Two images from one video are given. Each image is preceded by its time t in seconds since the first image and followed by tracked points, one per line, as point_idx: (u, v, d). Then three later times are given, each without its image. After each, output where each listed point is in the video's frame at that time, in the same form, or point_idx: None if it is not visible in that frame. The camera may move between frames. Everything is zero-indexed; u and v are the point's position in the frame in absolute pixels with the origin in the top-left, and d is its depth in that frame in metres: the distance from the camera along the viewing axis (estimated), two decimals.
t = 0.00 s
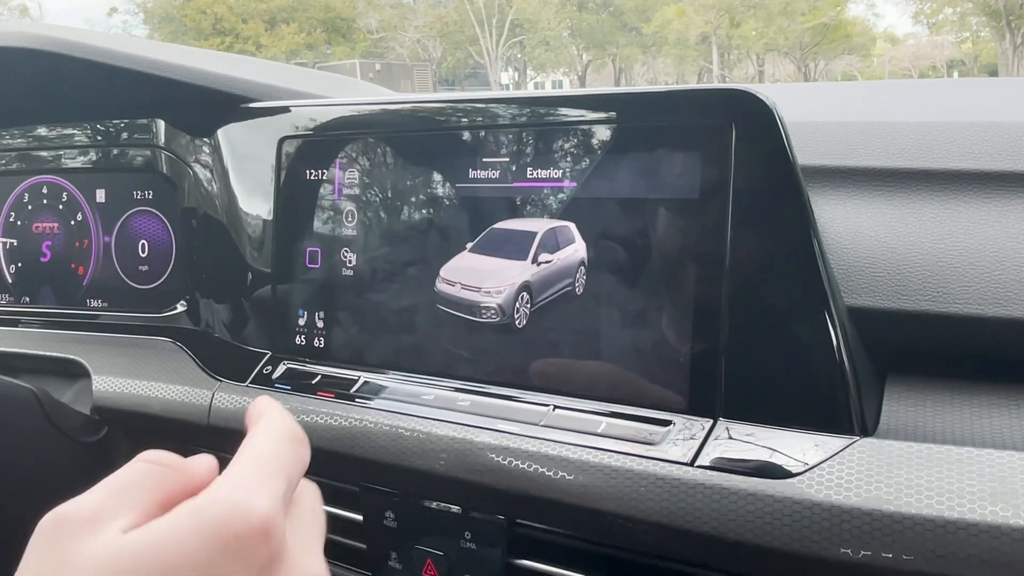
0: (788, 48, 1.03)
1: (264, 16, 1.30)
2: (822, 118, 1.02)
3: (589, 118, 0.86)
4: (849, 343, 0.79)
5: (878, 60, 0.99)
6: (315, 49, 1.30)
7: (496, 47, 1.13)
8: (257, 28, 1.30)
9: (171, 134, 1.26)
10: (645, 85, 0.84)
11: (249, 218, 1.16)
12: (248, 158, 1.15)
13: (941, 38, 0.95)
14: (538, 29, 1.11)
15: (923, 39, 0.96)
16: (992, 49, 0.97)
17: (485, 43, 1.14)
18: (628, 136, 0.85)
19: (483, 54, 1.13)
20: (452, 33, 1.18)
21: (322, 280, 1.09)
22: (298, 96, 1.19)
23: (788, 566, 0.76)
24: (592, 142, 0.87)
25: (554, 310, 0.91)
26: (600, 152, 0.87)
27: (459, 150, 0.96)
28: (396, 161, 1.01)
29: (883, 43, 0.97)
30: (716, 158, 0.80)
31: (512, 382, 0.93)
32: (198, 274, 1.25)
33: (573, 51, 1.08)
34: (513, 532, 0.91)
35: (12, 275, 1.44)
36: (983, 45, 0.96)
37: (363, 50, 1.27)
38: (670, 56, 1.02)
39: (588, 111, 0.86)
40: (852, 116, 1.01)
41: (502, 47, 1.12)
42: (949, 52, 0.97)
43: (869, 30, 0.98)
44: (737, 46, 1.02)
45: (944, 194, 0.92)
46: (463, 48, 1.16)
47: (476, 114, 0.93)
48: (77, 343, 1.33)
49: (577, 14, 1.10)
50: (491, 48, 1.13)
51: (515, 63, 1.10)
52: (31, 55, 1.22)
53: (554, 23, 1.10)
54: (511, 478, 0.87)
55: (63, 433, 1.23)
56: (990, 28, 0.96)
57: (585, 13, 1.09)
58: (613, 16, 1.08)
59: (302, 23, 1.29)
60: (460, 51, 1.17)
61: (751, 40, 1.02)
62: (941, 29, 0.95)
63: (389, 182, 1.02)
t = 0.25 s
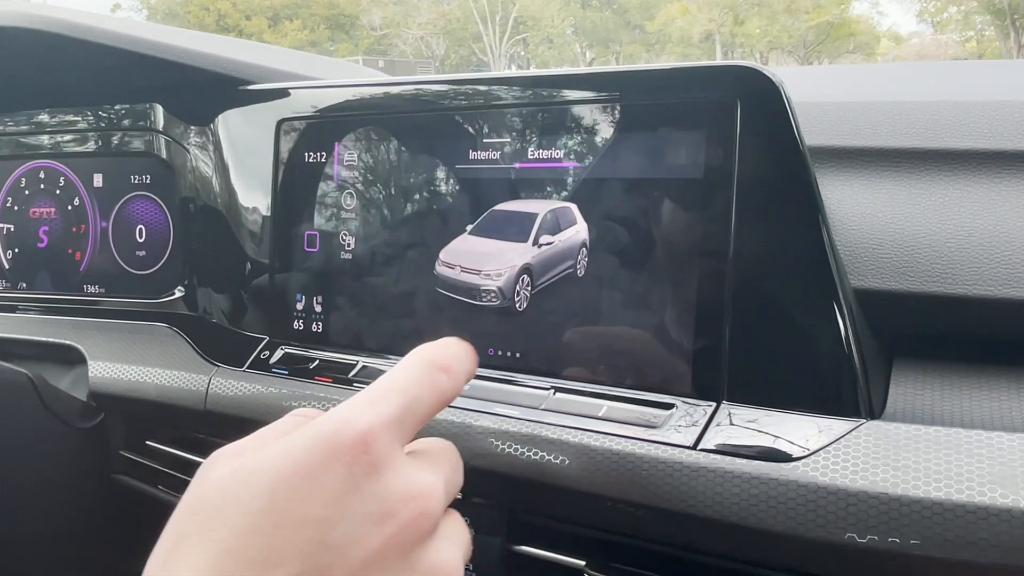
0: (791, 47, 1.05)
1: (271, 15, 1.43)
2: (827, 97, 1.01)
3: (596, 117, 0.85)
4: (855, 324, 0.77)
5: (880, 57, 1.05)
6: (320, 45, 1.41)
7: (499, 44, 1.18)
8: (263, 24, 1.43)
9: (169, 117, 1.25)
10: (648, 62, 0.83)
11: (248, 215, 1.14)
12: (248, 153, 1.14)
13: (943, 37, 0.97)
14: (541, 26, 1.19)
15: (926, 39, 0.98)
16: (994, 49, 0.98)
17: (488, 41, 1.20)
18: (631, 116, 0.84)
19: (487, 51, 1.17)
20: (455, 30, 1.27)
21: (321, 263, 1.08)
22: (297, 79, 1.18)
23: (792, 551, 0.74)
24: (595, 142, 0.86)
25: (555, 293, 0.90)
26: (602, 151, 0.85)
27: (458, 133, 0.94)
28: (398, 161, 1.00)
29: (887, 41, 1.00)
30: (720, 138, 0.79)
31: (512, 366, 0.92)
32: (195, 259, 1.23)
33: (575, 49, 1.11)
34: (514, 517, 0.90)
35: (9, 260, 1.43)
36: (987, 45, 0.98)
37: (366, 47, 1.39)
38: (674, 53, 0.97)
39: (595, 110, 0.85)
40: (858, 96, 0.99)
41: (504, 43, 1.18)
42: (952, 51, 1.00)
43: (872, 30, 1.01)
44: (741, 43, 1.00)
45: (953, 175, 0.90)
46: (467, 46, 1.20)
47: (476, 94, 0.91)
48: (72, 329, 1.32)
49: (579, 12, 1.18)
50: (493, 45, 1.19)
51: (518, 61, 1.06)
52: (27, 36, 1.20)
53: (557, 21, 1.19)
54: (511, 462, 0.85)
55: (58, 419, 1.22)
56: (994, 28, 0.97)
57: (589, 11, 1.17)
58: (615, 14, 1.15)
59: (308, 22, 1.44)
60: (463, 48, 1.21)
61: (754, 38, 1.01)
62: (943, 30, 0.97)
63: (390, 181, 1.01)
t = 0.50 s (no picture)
0: (795, 46, 1.05)
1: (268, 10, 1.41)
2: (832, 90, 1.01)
3: (599, 116, 0.85)
4: (858, 316, 0.77)
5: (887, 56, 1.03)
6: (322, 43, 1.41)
7: (503, 43, 1.17)
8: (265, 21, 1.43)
9: (172, 112, 1.25)
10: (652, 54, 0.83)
11: (251, 212, 1.14)
12: (252, 151, 1.14)
13: (948, 37, 0.99)
14: (543, 25, 1.19)
15: (930, 38, 1.00)
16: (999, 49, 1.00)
17: (491, 39, 1.20)
18: (634, 108, 0.83)
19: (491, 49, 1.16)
20: (458, 29, 1.29)
21: (323, 257, 1.08)
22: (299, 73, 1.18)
23: (794, 544, 0.74)
24: (598, 141, 0.86)
25: (557, 286, 0.89)
26: (605, 149, 0.85)
27: (460, 126, 0.94)
28: (402, 160, 1.00)
29: (892, 41, 1.01)
30: (724, 130, 0.79)
31: (514, 359, 0.92)
32: (197, 253, 1.23)
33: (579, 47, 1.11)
34: (515, 510, 0.90)
35: (12, 254, 1.43)
36: (992, 45, 1.00)
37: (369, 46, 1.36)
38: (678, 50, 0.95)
39: (599, 108, 0.85)
40: (862, 90, 0.99)
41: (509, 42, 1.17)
42: (956, 52, 1.02)
43: (877, 29, 1.02)
44: (744, 41, 1.01)
45: (956, 168, 0.90)
46: (470, 44, 1.21)
47: (479, 87, 0.91)
48: (73, 322, 1.32)
49: (583, 12, 1.18)
50: (497, 43, 1.19)
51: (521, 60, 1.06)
52: (28, 29, 1.20)
53: (560, 21, 1.19)
54: (513, 454, 0.85)
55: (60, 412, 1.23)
56: (1000, 28, 0.99)
57: (594, 11, 1.17)
58: (619, 13, 1.14)
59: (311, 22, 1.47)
60: (466, 45, 1.22)
61: (758, 37, 1.02)
62: (947, 31, 0.99)
63: (390, 178, 1.01)
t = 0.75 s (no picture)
0: (797, 46, 1.07)
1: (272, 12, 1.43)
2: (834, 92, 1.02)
3: (602, 116, 0.87)
4: (860, 315, 0.78)
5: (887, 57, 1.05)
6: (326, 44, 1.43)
7: (505, 45, 1.19)
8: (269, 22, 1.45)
9: (181, 113, 1.26)
10: (651, 57, 0.84)
11: (260, 213, 1.16)
12: (259, 152, 1.15)
13: (950, 38, 1.00)
14: (547, 25, 1.21)
15: (933, 40, 1.01)
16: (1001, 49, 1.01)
17: (494, 40, 1.21)
18: (639, 110, 0.85)
19: (493, 50, 1.18)
20: (461, 29, 1.31)
21: (331, 256, 1.09)
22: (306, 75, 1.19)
23: (797, 539, 0.75)
24: (601, 142, 0.87)
25: (563, 284, 0.91)
26: (608, 149, 0.87)
27: (466, 127, 0.95)
28: (404, 159, 1.01)
29: (894, 42, 1.02)
30: (727, 133, 0.80)
31: (521, 358, 0.93)
32: (206, 252, 1.25)
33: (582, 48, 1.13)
34: (521, 506, 0.91)
35: (22, 253, 1.45)
36: (994, 45, 1.00)
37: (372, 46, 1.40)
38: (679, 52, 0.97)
39: (602, 110, 0.87)
40: (863, 92, 1.00)
41: (513, 43, 1.19)
42: (958, 52, 1.03)
43: (879, 31, 1.03)
44: (746, 43, 1.03)
45: (957, 169, 0.91)
46: (473, 45, 1.22)
47: (482, 89, 0.93)
48: (83, 321, 1.33)
49: (586, 12, 1.20)
50: (500, 45, 1.20)
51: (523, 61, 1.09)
52: (39, 31, 1.22)
53: (563, 21, 1.21)
54: (520, 451, 0.87)
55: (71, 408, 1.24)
56: (1002, 29, 1.00)
57: (596, 12, 1.18)
58: (621, 14, 1.16)
59: (315, 22, 1.49)
60: (469, 46, 1.24)
61: (760, 38, 1.04)
62: (949, 31, 1.00)
63: (394, 179, 1.03)
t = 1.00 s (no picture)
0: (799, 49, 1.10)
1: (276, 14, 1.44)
2: (835, 96, 1.03)
3: (604, 118, 0.87)
4: (860, 319, 0.79)
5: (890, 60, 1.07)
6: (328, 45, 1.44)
7: (508, 46, 1.19)
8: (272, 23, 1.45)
9: (185, 116, 1.27)
10: (654, 61, 0.84)
11: (263, 216, 1.16)
12: (263, 154, 1.16)
13: (954, 40, 1.01)
14: (549, 27, 1.22)
15: (936, 41, 1.02)
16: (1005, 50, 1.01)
17: (497, 41, 1.22)
18: (641, 114, 0.85)
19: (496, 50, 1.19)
20: (463, 31, 1.31)
21: (334, 259, 1.10)
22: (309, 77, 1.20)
23: (797, 541, 0.76)
24: (603, 143, 0.87)
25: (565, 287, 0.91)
26: (610, 151, 0.87)
27: (469, 130, 0.96)
28: (406, 160, 1.02)
29: (898, 43, 1.03)
30: (729, 136, 0.81)
31: (523, 360, 0.94)
32: (210, 254, 1.25)
33: (585, 49, 1.14)
34: (523, 507, 0.91)
35: (27, 255, 1.45)
36: (998, 47, 1.01)
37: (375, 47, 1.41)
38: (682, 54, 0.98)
39: (604, 111, 0.87)
40: (864, 96, 1.01)
41: (515, 44, 1.19)
42: (961, 54, 1.02)
43: (882, 32, 1.04)
44: (749, 44, 1.04)
45: (957, 173, 0.91)
46: (476, 45, 1.22)
47: (485, 92, 0.93)
48: (87, 322, 1.34)
49: (589, 13, 1.20)
50: (503, 45, 1.21)
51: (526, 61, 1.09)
52: (44, 34, 1.22)
53: (566, 23, 1.22)
54: (521, 453, 0.87)
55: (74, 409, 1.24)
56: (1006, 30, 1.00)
57: (598, 12, 1.18)
58: (624, 15, 1.17)
59: (317, 23, 1.50)
60: (472, 47, 1.24)
61: (762, 40, 1.04)
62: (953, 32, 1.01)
63: (396, 181, 1.03)
